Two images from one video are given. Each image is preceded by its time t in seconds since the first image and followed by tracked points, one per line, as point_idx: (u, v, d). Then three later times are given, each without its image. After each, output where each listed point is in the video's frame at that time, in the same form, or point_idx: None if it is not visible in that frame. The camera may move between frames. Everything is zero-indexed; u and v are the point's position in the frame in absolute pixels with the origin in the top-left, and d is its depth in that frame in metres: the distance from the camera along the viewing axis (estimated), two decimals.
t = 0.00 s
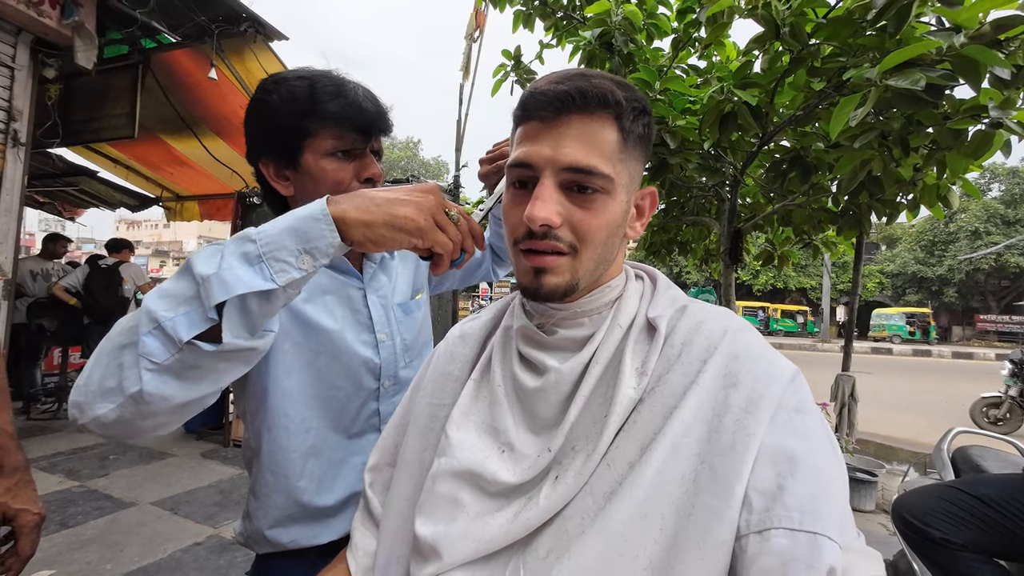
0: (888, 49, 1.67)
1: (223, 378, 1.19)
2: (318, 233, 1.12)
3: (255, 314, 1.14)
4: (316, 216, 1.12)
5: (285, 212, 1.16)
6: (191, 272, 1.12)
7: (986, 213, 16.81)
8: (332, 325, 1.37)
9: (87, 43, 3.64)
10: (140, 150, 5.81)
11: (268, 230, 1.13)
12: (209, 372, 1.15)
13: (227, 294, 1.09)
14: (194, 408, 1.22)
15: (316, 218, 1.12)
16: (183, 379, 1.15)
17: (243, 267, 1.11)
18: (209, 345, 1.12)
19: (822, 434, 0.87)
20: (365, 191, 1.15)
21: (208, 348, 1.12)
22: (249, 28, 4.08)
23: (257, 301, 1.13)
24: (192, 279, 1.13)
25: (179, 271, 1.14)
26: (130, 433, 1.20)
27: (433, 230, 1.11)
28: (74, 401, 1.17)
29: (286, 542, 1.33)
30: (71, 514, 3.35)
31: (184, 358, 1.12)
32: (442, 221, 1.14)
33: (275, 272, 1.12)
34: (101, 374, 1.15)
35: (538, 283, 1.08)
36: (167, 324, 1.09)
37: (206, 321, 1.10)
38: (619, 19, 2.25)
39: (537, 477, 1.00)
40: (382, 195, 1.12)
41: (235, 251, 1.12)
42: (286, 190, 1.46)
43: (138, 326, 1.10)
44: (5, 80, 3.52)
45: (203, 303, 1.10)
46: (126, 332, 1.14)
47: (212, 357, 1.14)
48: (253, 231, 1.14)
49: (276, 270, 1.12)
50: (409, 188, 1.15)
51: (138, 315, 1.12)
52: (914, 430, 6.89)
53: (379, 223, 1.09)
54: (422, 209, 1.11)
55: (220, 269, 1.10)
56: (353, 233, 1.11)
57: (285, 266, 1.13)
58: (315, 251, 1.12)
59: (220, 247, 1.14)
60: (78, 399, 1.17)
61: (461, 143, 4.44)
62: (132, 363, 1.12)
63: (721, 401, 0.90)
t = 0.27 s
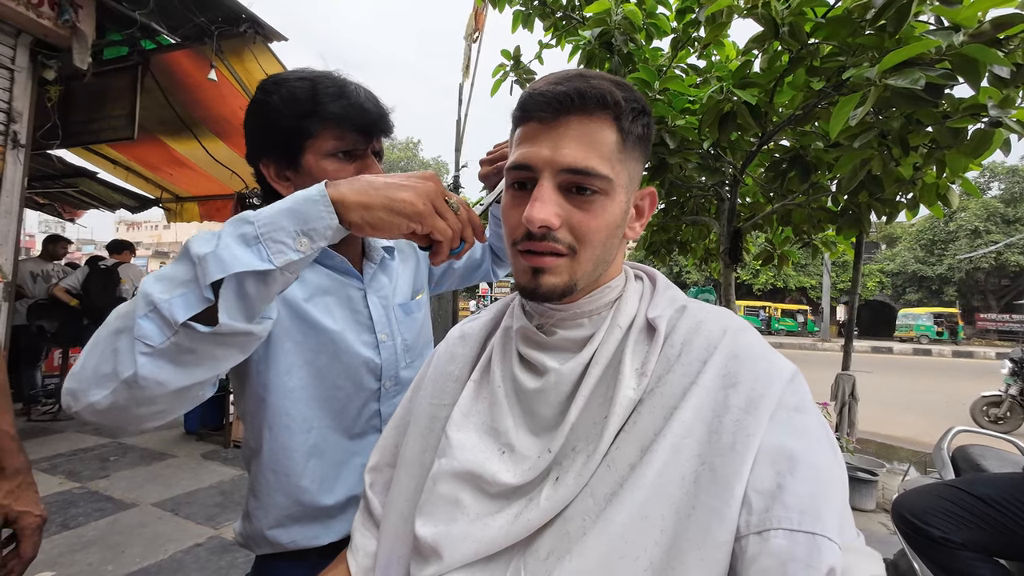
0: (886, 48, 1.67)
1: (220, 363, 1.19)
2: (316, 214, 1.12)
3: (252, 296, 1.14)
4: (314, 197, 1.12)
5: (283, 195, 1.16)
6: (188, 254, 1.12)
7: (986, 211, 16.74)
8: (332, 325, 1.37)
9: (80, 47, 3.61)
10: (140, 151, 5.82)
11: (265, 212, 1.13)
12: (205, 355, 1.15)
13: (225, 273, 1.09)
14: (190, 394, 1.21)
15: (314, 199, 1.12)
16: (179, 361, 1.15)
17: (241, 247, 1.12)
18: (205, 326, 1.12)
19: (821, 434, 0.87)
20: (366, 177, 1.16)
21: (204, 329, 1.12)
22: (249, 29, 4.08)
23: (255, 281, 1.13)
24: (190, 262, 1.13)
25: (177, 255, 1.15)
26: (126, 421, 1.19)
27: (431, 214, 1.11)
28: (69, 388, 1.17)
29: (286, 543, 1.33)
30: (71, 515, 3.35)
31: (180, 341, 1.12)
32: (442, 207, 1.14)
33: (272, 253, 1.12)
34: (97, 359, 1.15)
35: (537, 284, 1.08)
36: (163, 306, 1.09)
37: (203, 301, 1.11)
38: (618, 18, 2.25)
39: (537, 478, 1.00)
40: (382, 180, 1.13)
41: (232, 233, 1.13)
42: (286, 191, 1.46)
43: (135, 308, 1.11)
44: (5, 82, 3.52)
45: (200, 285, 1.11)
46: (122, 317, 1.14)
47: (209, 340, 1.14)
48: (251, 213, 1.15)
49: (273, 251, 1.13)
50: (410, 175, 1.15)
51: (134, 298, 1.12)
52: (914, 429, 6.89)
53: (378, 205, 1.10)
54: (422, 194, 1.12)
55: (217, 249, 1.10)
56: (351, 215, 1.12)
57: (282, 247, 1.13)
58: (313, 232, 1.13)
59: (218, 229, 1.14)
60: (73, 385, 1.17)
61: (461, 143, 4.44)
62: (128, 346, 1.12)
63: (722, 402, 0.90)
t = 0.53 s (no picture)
0: (886, 47, 1.67)
1: (213, 345, 1.17)
2: (311, 191, 1.12)
3: (246, 273, 1.14)
4: (309, 175, 1.13)
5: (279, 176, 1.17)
6: (184, 234, 1.13)
7: (985, 209, 17.02)
8: (331, 325, 1.37)
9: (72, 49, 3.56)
10: (139, 152, 5.82)
11: (260, 190, 1.14)
12: (198, 335, 1.14)
13: (217, 245, 1.08)
14: (183, 379, 1.19)
15: (309, 177, 1.13)
16: (170, 340, 1.13)
17: (234, 223, 1.11)
18: (197, 303, 1.11)
19: (820, 433, 0.87)
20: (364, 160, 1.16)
21: (194, 305, 1.11)
22: (248, 30, 4.07)
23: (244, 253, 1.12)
24: (185, 241, 1.13)
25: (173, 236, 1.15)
26: (117, 405, 1.18)
27: (427, 195, 1.11)
28: (62, 372, 1.17)
29: (285, 543, 1.33)
30: (72, 516, 3.35)
31: (171, 319, 1.11)
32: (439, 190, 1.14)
33: (266, 229, 1.12)
34: (90, 341, 1.15)
35: (535, 284, 1.07)
36: (156, 282, 1.09)
37: (196, 276, 1.11)
38: (618, 18, 2.25)
39: (536, 478, 1.00)
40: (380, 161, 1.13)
41: (226, 209, 1.13)
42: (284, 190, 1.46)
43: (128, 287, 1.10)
44: (5, 83, 3.52)
45: (194, 261, 1.11)
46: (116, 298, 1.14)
47: (201, 319, 1.13)
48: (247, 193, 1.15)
49: (268, 227, 1.12)
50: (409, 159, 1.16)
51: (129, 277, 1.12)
52: (915, 428, 6.89)
53: (373, 185, 1.10)
54: (419, 175, 1.12)
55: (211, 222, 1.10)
56: (347, 195, 1.12)
57: (276, 224, 1.12)
58: (307, 209, 1.13)
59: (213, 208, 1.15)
60: (66, 367, 1.16)
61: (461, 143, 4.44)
62: (120, 325, 1.11)
63: (721, 402, 0.90)
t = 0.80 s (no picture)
0: (886, 47, 1.66)
1: (210, 375, 1.18)
2: (301, 222, 1.12)
3: (241, 310, 1.13)
4: (298, 204, 1.12)
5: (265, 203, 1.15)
6: (171, 270, 1.11)
7: (985, 208, 17.03)
8: (330, 326, 1.37)
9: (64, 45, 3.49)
10: (139, 153, 5.82)
11: (250, 225, 1.12)
12: (196, 369, 1.15)
13: (213, 293, 1.08)
14: (183, 407, 1.21)
15: (298, 206, 1.12)
16: (168, 375, 1.14)
17: (227, 262, 1.11)
18: (194, 343, 1.11)
19: (821, 433, 0.87)
20: (344, 173, 1.14)
21: (192, 347, 1.11)
22: (247, 31, 4.07)
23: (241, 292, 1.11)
24: (174, 277, 1.12)
25: (158, 269, 1.13)
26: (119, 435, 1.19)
27: (418, 198, 1.11)
28: (62, 407, 1.17)
29: (285, 546, 1.33)
30: (72, 517, 3.35)
31: (170, 359, 1.12)
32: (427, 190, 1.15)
33: (260, 266, 1.12)
34: (86, 374, 1.15)
35: (536, 285, 1.07)
36: (149, 322, 1.08)
37: (192, 319, 1.10)
38: (618, 18, 2.25)
39: (537, 480, 1.00)
40: (363, 173, 1.12)
41: (216, 247, 1.12)
42: (282, 190, 1.46)
43: (120, 326, 1.09)
44: (4, 84, 3.52)
45: (186, 302, 1.10)
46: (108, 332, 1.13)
47: (200, 356, 1.14)
48: (234, 225, 1.14)
49: (261, 265, 1.12)
50: (385, 161, 1.14)
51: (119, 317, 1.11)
52: (915, 427, 6.89)
53: (365, 201, 1.09)
54: (404, 178, 1.11)
55: (204, 267, 1.09)
56: (340, 218, 1.11)
57: (269, 259, 1.13)
58: (299, 240, 1.13)
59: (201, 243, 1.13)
60: (65, 403, 1.17)
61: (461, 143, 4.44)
62: (115, 363, 1.11)
63: (721, 403, 0.90)
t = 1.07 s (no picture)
0: (886, 46, 1.66)
1: (208, 403, 1.20)
2: (290, 255, 1.12)
3: (235, 342, 1.14)
4: (284, 237, 1.12)
5: (252, 234, 1.15)
6: (161, 305, 1.11)
7: (986, 208, 17.05)
8: (330, 327, 1.37)
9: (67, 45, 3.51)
10: (139, 153, 5.82)
11: (238, 258, 1.13)
12: (191, 401, 1.16)
13: (206, 330, 1.09)
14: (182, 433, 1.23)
15: (285, 238, 1.12)
16: (165, 407, 1.15)
17: (217, 298, 1.12)
18: (189, 376, 1.13)
19: (821, 432, 0.87)
20: (331, 199, 1.13)
21: (188, 379, 1.13)
22: (247, 31, 4.07)
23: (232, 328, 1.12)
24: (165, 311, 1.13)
25: (149, 302, 1.14)
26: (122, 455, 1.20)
27: (407, 228, 1.10)
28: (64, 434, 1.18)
29: (285, 547, 1.33)
30: (73, 517, 3.35)
31: (167, 391, 1.13)
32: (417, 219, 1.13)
33: (251, 300, 1.13)
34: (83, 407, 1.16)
35: (536, 284, 1.07)
36: (144, 356, 1.10)
37: (184, 355, 1.11)
38: (618, 17, 2.25)
39: (537, 478, 1.00)
40: (352, 202, 1.10)
41: (205, 282, 1.12)
42: (282, 189, 1.45)
43: (114, 360, 1.10)
44: (4, 84, 3.52)
45: (178, 337, 1.11)
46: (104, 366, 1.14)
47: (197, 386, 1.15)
48: (221, 259, 1.14)
49: (252, 298, 1.13)
50: (375, 187, 1.12)
51: (114, 351, 1.12)
52: (915, 426, 6.89)
53: (353, 233, 1.09)
54: (394, 208, 1.10)
55: (193, 304, 1.10)
56: (326, 248, 1.11)
57: (259, 292, 1.13)
58: (288, 273, 1.13)
59: (189, 276, 1.13)
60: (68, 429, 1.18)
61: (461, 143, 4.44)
62: (111, 397, 1.12)
63: (722, 401, 0.90)
